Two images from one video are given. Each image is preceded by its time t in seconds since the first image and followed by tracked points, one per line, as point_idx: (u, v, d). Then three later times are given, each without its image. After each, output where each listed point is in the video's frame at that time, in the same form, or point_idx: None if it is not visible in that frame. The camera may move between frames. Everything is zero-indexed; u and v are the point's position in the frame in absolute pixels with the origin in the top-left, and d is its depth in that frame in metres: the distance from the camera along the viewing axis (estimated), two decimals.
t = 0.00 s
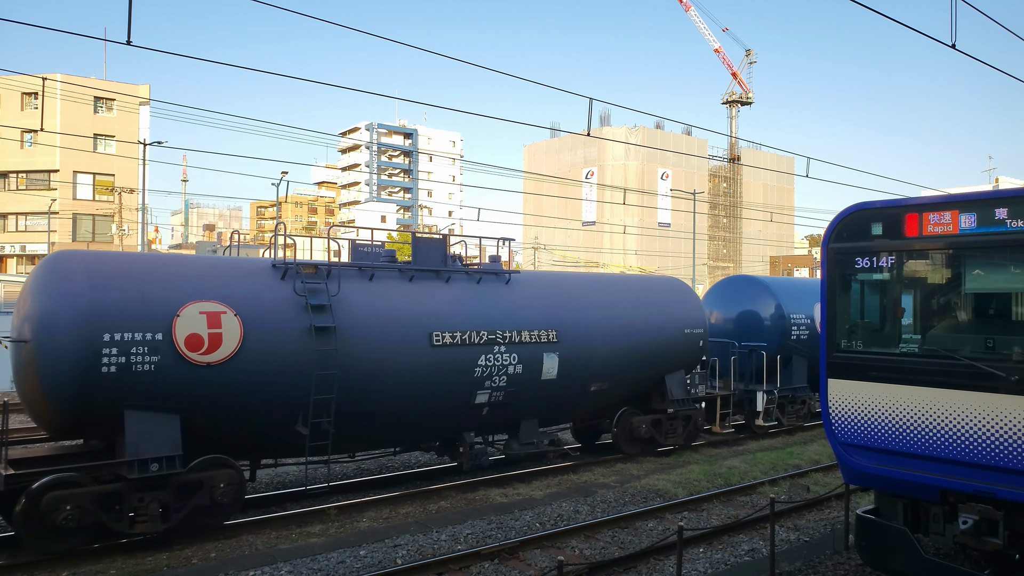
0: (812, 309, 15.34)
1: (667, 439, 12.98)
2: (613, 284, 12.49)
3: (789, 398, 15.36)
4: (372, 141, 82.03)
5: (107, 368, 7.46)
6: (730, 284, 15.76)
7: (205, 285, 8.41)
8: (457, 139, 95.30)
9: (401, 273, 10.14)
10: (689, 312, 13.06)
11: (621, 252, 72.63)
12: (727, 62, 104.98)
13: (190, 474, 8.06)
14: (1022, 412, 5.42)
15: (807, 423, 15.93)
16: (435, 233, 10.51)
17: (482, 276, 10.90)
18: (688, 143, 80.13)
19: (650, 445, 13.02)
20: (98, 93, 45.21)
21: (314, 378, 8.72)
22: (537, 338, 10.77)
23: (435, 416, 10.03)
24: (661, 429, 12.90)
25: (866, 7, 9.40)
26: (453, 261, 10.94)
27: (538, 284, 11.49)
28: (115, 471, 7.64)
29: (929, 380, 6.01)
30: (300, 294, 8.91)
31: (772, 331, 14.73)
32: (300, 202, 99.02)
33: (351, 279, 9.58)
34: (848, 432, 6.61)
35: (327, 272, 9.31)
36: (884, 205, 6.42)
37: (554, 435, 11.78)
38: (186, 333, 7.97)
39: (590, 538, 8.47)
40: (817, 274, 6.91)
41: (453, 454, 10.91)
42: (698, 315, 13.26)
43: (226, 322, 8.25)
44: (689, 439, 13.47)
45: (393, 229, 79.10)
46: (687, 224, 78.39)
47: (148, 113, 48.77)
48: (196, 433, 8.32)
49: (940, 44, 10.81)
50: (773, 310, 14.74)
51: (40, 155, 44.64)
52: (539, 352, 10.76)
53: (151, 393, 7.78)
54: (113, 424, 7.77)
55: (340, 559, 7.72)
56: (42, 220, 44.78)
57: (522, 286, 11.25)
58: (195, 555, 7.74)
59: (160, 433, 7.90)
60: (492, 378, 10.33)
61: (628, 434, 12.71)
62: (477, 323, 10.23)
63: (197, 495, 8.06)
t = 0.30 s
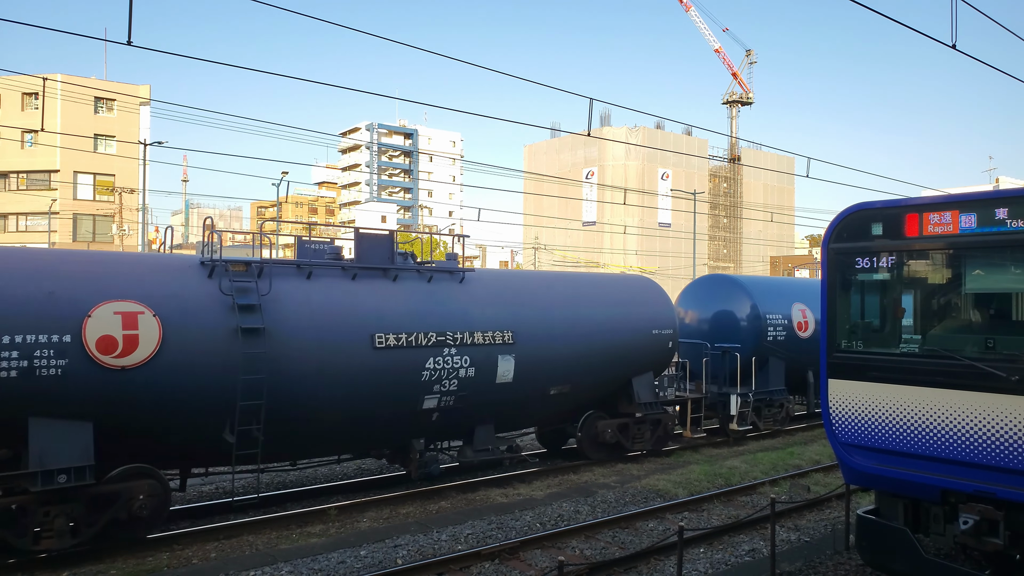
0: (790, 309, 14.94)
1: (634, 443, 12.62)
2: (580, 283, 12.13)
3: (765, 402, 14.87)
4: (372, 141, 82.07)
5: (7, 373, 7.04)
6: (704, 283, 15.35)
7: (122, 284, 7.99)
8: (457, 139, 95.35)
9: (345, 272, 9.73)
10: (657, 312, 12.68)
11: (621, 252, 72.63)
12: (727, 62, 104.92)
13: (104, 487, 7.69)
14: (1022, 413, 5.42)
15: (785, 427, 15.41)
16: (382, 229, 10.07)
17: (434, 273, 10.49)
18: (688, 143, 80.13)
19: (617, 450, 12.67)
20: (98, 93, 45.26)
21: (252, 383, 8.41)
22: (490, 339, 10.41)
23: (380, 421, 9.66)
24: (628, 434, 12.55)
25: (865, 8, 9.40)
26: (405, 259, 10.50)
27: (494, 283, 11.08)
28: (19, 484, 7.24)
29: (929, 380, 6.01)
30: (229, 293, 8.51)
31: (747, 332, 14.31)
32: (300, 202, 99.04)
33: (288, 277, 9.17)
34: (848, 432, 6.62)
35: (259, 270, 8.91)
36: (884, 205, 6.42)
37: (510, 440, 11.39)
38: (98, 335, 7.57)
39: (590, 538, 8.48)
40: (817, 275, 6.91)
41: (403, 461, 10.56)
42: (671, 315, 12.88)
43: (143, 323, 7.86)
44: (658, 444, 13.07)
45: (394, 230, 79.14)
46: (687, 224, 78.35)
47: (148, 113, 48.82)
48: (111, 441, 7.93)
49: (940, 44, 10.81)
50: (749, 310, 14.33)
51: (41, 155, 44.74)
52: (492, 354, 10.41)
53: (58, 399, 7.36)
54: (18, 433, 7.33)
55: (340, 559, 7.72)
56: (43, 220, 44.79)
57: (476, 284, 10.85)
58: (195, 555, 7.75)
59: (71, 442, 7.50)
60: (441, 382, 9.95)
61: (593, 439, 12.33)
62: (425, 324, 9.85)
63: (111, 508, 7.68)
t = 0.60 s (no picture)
0: (767, 308, 14.50)
1: (599, 449, 12.18)
2: (540, 282, 11.71)
3: (738, 406, 14.44)
4: (372, 141, 82.12)
5: None
6: (678, 281, 14.83)
7: (28, 282, 7.46)
8: (457, 139, 95.33)
9: (281, 270, 9.25)
10: (622, 313, 12.27)
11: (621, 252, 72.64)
12: (727, 62, 104.88)
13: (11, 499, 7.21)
14: (1023, 412, 5.42)
15: (762, 430, 14.96)
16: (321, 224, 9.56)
17: (379, 271, 10.02)
18: (688, 143, 80.11)
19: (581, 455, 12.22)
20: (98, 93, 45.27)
21: (173, 387, 7.90)
22: (439, 341, 9.96)
23: (320, 427, 9.17)
24: (592, 439, 12.10)
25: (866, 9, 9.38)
26: (351, 257, 10.03)
27: (446, 282, 10.63)
28: None
29: (929, 380, 6.02)
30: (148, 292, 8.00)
31: (720, 332, 13.83)
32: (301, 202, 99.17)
33: (217, 276, 8.68)
34: (848, 433, 6.62)
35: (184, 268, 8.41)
36: (884, 205, 6.43)
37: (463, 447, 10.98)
38: None
39: (590, 538, 8.47)
40: (818, 275, 6.92)
41: (349, 468, 10.06)
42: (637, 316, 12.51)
43: (49, 324, 7.34)
44: (625, 449, 12.66)
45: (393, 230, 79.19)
46: (687, 224, 78.30)
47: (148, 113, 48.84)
48: (20, 449, 7.40)
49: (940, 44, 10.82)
50: (725, 309, 13.85)
51: (42, 155, 44.79)
52: (442, 356, 9.96)
53: None
54: None
55: (340, 559, 7.72)
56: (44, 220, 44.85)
57: (426, 284, 10.39)
58: (196, 555, 7.75)
59: None
60: (385, 387, 9.47)
61: (556, 444, 11.86)
62: (367, 325, 9.37)
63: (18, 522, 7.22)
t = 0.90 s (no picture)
0: (742, 308, 14.09)
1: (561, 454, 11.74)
2: (499, 281, 11.22)
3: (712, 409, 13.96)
4: (372, 141, 82.17)
5: None
6: (650, 281, 14.36)
7: None
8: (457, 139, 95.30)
9: (210, 266, 8.69)
10: (586, 312, 11.78)
11: (621, 252, 72.65)
12: (727, 62, 104.82)
13: None
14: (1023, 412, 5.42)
15: (738, 434, 14.49)
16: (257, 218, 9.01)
17: (320, 269, 9.46)
18: (688, 143, 80.09)
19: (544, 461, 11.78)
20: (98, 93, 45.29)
21: (81, 393, 7.30)
22: (384, 342, 9.41)
23: (252, 434, 8.60)
24: (554, 444, 11.68)
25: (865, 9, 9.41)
26: (290, 253, 9.47)
27: (394, 280, 10.09)
28: None
29: (929, 380, 6.01)
30: (55, 290, 7.39)
31: (693, 333, 13.40)
32: (301, 202, 99.28)
33: (136, 272, 8.10)
34: (849, 433, 6.61)
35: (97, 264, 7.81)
36: (885, 205, 6.42)
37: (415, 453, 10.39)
38: None
39: (590, 538, 8.47)
40: (818, 275, 6.91)
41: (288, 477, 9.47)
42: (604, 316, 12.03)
43: None
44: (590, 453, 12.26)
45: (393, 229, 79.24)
46: (688, 224, 78.25)
47: (149, 113, 48.94)
48: None
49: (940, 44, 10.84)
50: (696, 310, 13.42)
51: (43, 155, 44.88)
52: (387, 358, 9.42)
53: None
54: None
55: (340, 559, 7.72)
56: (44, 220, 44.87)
57: (372, 282, 9.84)
58: (196, 555, 7.74)
59: None
60: (322, 391, 8.89)
61: (516, 450, 11.43)
62: (303, 326, 8.77)
63: None
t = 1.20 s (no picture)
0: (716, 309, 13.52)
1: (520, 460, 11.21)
2: (451, 280, 10.64)
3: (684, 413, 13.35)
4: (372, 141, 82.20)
5: None
6: (623, 280, 13.83)
7: None
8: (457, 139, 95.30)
9: (133, 263, 8.06)
10: (547, 313, 11.24)
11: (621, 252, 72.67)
12: (728, 61, 104.72)
13: None
14: None
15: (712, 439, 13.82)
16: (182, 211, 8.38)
17: (254, 266, 8.86)
18: (688, 143, 80.08)
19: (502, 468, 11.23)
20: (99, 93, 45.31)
21: None
22: (322, 344, 8.85)
23: (181, 441, 8.07)
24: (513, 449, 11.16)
25: (867, 8, 9.51)
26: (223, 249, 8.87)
27: (338, 278, 9.53)
28: None
29: (930, 380, 6.01)
30: None
31: (663, 334, 12.85)
32: (301, 202, 99.46)
33: (49, 270, 7.47)
34: (849, 433, 6.61)
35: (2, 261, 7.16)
36: (885, 205, 6.42)
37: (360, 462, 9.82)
38: None
39: (590, 538, 8.46)
40: (818, 275, 6.91)
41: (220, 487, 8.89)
42: (567, 315, 11.53)
43: None
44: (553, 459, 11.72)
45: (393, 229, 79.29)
46: (688, 224, 78.20)
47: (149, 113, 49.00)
48: None
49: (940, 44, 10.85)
50: (667, 310, 12.89)
51: (43, 155, 44.94)
52: (325, 361, 8.86)
53: None
54: None
55: (341, 559, 7.71)
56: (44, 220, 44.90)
57: (312, 280, 9.25)
58: (197, 555, 7.73)
59: None
60: (252, 396, 8.34)
61: (473, 456, 10.86)
62: (232, 327, 8.21)
63: None
